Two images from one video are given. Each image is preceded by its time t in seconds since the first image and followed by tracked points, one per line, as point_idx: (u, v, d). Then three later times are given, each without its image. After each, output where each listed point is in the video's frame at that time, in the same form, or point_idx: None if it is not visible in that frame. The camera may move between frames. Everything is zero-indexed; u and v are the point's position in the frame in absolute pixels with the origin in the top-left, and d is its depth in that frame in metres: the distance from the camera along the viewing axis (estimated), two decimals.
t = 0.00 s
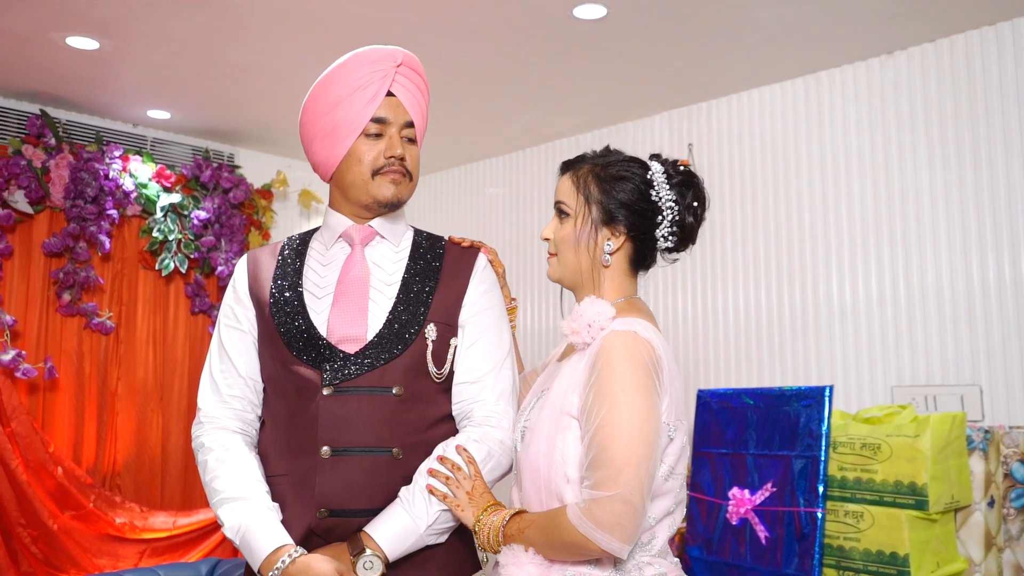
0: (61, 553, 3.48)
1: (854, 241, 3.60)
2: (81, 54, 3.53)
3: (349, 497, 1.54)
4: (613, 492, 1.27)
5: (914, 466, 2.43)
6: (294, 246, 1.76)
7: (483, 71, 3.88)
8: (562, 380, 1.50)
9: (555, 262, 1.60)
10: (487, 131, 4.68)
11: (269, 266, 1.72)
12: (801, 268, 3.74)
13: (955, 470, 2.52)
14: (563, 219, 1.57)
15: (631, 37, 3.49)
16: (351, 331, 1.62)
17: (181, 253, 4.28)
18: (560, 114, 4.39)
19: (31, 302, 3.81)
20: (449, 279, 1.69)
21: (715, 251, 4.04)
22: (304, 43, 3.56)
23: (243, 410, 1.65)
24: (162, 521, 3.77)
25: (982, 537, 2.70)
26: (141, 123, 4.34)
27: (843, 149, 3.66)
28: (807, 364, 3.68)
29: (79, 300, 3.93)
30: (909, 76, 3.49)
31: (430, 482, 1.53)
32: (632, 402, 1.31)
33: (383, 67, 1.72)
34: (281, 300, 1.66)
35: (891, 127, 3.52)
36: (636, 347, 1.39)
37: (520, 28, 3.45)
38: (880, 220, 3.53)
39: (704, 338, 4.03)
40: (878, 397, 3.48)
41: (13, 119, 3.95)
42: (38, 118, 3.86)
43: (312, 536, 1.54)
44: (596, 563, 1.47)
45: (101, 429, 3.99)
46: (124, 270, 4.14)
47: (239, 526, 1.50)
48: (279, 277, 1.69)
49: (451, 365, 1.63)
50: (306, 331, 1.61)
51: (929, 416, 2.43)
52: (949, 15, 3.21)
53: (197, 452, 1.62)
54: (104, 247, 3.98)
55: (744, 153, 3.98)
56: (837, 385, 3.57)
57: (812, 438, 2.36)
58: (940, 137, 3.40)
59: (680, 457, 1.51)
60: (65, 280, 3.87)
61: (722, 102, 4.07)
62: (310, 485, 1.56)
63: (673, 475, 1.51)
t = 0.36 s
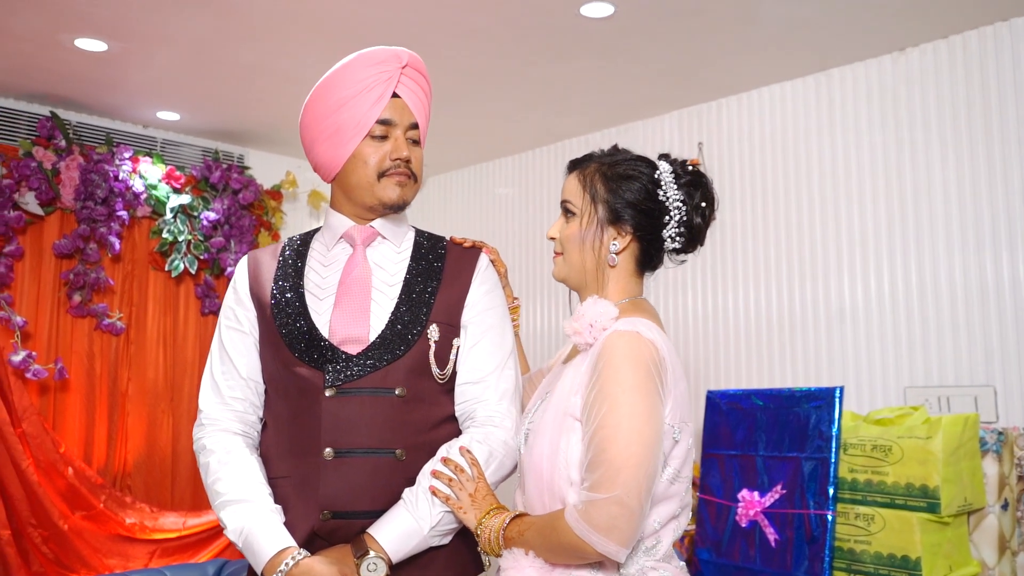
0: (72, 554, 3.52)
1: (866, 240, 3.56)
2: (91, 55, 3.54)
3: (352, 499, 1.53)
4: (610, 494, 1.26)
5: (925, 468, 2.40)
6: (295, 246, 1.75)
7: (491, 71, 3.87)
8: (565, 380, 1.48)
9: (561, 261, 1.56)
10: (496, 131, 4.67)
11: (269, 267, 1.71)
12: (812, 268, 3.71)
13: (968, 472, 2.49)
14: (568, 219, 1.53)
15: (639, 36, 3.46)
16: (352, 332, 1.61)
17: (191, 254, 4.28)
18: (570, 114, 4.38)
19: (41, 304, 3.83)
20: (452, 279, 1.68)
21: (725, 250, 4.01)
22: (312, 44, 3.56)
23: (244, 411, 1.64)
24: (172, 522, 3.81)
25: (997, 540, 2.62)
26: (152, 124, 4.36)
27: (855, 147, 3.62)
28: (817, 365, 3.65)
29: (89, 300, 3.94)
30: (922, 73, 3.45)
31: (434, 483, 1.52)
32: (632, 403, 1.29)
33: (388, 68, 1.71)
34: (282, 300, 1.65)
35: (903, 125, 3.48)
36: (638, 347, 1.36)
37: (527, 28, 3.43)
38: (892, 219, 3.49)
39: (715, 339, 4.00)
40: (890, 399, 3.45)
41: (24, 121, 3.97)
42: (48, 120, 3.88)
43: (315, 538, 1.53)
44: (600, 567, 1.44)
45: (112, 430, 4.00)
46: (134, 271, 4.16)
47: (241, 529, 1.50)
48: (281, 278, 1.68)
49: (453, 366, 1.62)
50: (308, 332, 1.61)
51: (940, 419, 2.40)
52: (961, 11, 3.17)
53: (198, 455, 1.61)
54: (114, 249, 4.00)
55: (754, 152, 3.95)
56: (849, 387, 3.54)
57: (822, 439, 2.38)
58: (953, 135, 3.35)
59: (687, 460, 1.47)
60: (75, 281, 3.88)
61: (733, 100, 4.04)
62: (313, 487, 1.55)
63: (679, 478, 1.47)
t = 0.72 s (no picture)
0: (83, 553, 3.54)
1: (878, 239, 3.52)
2: (99, 57, 3.56)
3: (355, 500, 1.53)
4: (606, 497, 1.24)
5: (937, 470, 2.38)
6: (297, 247, 1.75)
7: (499, 70, 3.86)
8: (568, 381, 1.46)
9: (566, 261, 1.54)
10: (505, 131, 4.66)
11: (271, 267, 1.71)
12: (823, 268, 3.68)
13: (980, 474, 2.45)
14: (573, 217, 1.51)
15: (647, 35, 3.44)
16: (355, 332, 1.60)
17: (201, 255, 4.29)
18: (579, 113, 4.36)
19: (53, 305, 3.85)
20: (455, 279, 1.68)
21: (736, 250, 3.99)
22: (320, 45, 3.56)
23: (247, 412, 1.63)
24: (182, 522, 3.83)
25: (1011, 543, 2.59)
26: (162, 126, 4.38)
27: (867, 145, 3.59)
28: (829, 365, 3.62)
29: (99, 301, 3.96)
30: (934, 70, 3.41)
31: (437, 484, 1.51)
32: (632, 405, 1.27)
33: (393, 69, 1.70)
34: (283, 301, 1.65)
35: (916, 122, 3.44)
36: (641, 348, 1.34)
37: (534, 27, 3.42)
38: (905, 219, 3.45)
39: (726, 340, 3.98)
40: (903, 399, 3.41)
41: (35, 123, 4.00)
42: (58, 122, 3.90)
43: (319, 539, 1.53)
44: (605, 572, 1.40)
45: (123, 430, 4.02)
46: (145, 272, 4.17)
47: (244, 530, 1.49)
48: (283, 279, 1.68)
49: (456, 366, 1.62)
50: (310, 332, 1.60)
51: (952, 419, 2.38)
52: (973, 6, 3.12)
53: (200, 456, 1.61)
54: (124, 249, 4.01)
55: (765, 150, 3.92)
56: (861, 387, 3.50)
57: (832, 440, 2.37)
58: (967, 132, 3.31)
59: (691, 464, 1.44)
60: (86, 282, 3.90)
61: (743, 99, 4.01)
62: (316, 487, 1.54)
63: (684, 482, 1.44)
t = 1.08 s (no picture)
0: (93, 552, 3.58)
1: (889, 239, 3.49)
2: (109, 59, 3.57)
3: (357, 501, 1.52)
4: (604, 499, 1.23)
5: (948, 472, 2.37)
6: (299, 247, 1.75)
7: (508, 70, 3.85)
8: (568, 382, 1.45)
9: (568, 260, 1.53)
10: (514, 130, 4.65)
11: (273, 268, 1.71)
12: (834, 268, 3.65)
13: (992, 475, 2.43)
14: (575, 215, 1.51)
15: (655, 34, 3.43)
16: (358, 332, 1.60)
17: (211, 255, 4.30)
18: (588, 112, 4.35)
19: (64, 305, 3.87)
20: (457, 279, 1.68)
21: (746, 250, 3.97)
22: (328, 45, 3.57)
23: (249, 413, 1.63)
24: (192, 522, 3.84)
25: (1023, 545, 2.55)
26: (172, 127, 4.40)
27: (878, 143, 3.55)
28: (840, 365, 3.59)
29: (110, 302, 3.98)
30: (946, 67, 3.37)
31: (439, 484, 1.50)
32: (631, 407, 1.26)
33: (398, 70, 1.69)
34: (285, 301, 1.65)
35: (928, 120, 3.41)
36: (642, 348, 1.33)
37: (541, 27, 3.40)
38: (917, 217, 3.42)
39: (736, 340, 3.95)
40: (914, 400, 3.37)
41: (46, 125, 4.03)
42: (69, 124, 3.92)
43: (322, 539, 1.52)
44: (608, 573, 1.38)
45: (134, 430, 4.04)
46: (156, 272, 4.19)
47: (247, 531, 1.49)
48: (285, 279, 1.68)
49: (459, 365, 1.61)
50: (312, 332, 1.60)
51: (963, 420, 2.37)
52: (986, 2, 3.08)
53: (202, 457, 1.61)
54: (135, 250, 4.03)
55: (775, 149, 3.90)
56: (873, 388, 3.47)
57: (841, 441, 2.35)
58: (979, 130, 3.28)
59: (694, 465, 1.43)
60: (96, 283, 3.90)
61: (752, 97, 3.99)
62: (319, 488, 1.54)
63: (687, 484, 1.43)
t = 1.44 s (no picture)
0: (104, 552, 3.63)
1: (900, 238, 3.46)
2: (118, 61, 3.59)
3: (359, 501, 1.52)
4: (602, 504, 1.22)
5: (959, 473, 2.35)
6: (300, 247, 1.74)
7: (515, 70, 3.84)
8: (568, 384, 1.44)
9: (569, 258, 1.52)
10: (523, 130, 4.64)
11: (275, 268, 1.71)
12: (845, 267, 3.62)
13: (1003, 476, 2.40)
14: (575, 214, 1.50)
15: (662, 33, 3.41)
16: (359, 332, 1.60)
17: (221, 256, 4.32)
18: (597, 112, 4.33)
19: (75, 307, 3.89)
20: (459, 279, 1.67)
21: (756, 249, 3.94)
22: (336, 47, 3.57)
23: (251, 413, 1.63)
24: (201, 522, 3.90)
25: None
26: (182, 129, 4.42)
27: (889, 141, 3.52)
28: (851, 365, 3.56)
29: (120, 303, 4.00)
30: (958, 64, 3.33)
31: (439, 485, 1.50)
32: (630, 410, 1.25)
33: (402, 70, 1.69)
34: (287, 301, 1.65)
35: (939, 118, 3.38)
36: (642, 350, 1.32)
37: (548, 27, 3.39)
38: (928, 216, 3.39)
39: (746, 339, 3.93)
40: (925, 400, 3.34)
41: (57, 127, 4.06)
42: (80, 126, 3.94)
43: (323, 540, 1.52)
44: None
45: (144, 430, 4.06)
46: (166, 273, 4.21)
47: (248, 531, 1.49)
48: (287, 279, 1.68)
49: (460, 365, 1.61)
50: (313, 332, 1.60)
51: (973, 421, 2.35)
52: None
53: (204, 457, 1.61)
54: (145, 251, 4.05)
55: (785, 148, 3.87)
56: (885, 388, 3.44)
57: (850, 442, 2.33)
58: (991, 128, 3.24)
59: (698, 467, 1.42)
60: (107, 284, 3.92)
61: (762, 95, 3.96)
62: (320, 489, 1.53)
63: (690, 487, 1.41)
